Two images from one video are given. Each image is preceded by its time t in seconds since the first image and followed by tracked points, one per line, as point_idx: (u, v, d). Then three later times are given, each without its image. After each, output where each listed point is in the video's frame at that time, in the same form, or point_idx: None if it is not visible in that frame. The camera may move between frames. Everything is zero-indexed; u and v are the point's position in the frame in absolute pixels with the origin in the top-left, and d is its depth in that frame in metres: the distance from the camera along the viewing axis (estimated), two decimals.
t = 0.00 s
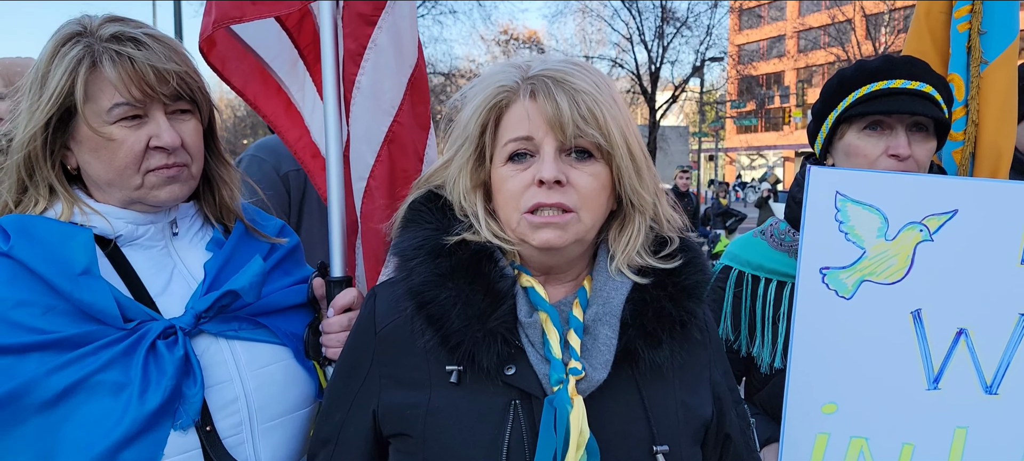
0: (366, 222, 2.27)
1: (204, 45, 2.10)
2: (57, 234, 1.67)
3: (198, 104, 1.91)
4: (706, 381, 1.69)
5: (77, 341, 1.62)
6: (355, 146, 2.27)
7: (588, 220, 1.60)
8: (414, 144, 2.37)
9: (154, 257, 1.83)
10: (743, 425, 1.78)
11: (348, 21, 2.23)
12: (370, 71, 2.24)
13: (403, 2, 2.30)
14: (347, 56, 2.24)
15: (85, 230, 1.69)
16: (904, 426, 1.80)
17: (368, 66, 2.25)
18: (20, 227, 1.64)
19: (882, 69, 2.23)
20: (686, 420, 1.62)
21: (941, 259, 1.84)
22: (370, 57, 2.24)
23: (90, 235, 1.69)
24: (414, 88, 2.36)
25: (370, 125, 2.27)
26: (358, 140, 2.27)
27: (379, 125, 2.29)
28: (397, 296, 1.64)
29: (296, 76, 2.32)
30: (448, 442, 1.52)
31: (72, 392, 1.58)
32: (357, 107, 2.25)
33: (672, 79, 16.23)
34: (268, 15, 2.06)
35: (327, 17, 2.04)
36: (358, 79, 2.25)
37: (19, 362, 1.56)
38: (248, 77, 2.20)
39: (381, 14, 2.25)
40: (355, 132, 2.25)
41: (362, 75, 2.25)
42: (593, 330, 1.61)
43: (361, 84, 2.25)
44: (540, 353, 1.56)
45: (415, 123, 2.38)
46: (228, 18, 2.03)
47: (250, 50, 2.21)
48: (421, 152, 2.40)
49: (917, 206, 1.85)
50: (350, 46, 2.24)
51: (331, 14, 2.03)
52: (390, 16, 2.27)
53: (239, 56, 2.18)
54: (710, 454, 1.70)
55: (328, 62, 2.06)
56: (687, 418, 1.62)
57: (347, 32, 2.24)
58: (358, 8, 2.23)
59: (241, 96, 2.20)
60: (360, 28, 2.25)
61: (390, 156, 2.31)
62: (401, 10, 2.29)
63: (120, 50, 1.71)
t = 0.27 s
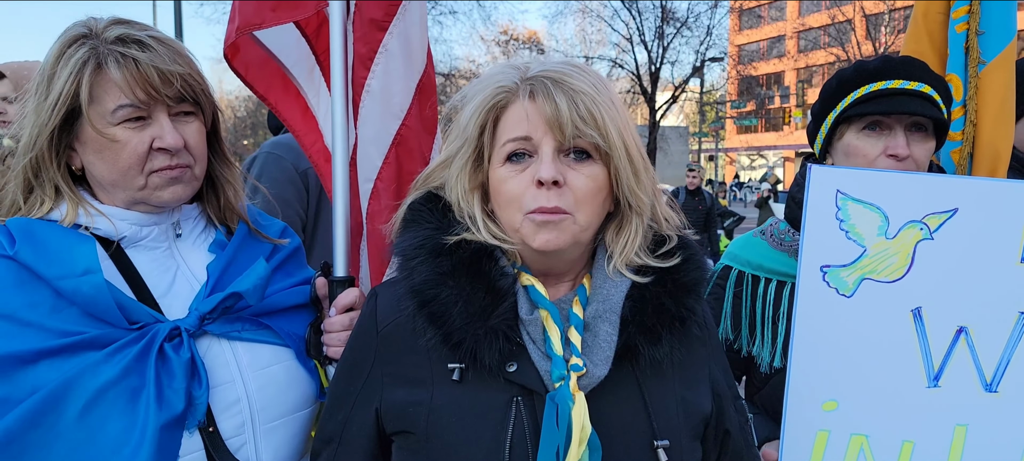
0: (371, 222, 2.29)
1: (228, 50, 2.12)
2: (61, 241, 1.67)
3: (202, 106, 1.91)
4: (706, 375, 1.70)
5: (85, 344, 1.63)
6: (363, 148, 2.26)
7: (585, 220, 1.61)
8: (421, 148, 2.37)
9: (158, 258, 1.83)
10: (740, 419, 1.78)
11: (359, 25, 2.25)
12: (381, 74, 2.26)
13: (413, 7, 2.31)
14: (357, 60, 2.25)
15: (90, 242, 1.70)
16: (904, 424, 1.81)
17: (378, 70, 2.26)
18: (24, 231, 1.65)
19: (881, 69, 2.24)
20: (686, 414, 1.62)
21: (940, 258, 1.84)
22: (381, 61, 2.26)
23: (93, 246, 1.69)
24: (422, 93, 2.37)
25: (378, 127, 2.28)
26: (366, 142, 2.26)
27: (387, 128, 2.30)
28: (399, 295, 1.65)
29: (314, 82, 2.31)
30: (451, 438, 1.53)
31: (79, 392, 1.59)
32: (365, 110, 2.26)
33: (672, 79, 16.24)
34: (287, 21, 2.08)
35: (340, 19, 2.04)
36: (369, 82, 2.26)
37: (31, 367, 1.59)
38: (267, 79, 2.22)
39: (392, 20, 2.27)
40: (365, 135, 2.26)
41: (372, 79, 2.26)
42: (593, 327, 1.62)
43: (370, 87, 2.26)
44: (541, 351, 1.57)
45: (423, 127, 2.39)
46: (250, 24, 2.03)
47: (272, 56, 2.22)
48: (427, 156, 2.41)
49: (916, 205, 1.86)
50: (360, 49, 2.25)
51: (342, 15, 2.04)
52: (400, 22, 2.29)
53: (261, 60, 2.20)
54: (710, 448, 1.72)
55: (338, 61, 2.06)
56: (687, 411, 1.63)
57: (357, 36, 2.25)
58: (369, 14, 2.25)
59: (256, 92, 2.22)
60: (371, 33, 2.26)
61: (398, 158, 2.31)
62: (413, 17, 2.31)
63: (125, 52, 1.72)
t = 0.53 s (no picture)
0: (371, 223, 2.29)
1: (261, 58, 2.16)
2: (63, 241, 1.67)
3: (203, 108, 1.92)
4: (705, 379, 1.70)
5: (90, 342, 1.63)
6: (364, 150, 2.27)
7: (578, 220, 1.61)
8: (420, 149, 2.38)
9: (160, 260, 1.83)
10: (740, 420, 1.78)
11: (359, 29, 2.26)
12: (379, 77, 2.26)
13: (412, 9, 2.32)
14: (357, 62, 2.26)
15: (91, 242, 1.70)
16: (905, 424, 1.82)
17: (377, 73, 2.27)
18: (27, 231, 1.65)
19: (881, 71, 2.24)
20: (685, 415, 1.63)
21: (940, 258, 1.85)
22: (380, 63, 2.27)
23: (95, 246, 1.69)
24: (421, 95, 2.38)
25: (378, 129, 2.28)
26: (366, 144, 2.27)
27: (387, 131, 2.30)
28: (400, 298, 1.66)
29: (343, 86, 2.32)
30: (452, 439, 1.54)
31: (82, 391, 1.60)
32: (364, 112, 2.26)
33: (671, 80, 16.26)
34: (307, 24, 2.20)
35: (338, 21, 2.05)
36: (368, 85, 2.27)
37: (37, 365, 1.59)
38: (299, 85, 2.26)
39: (391, 23, 2.28)
40: (365, 137, 2.26)
41: (371, 82, 2.27)
42: (593, 329, 1.62)
43: (370, 90, 2.26)
44: (542, 353, 1.57)
45: (422, 129, 2.39)
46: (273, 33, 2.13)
47: (305, 62, 2.25)
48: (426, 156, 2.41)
49: (916, 205, 1.87)
50: (358, 52, 2.26)
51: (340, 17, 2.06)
52: (399, 25, 2.30)
53: (293, 66, 2.23)
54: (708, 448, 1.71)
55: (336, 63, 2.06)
56: (686, 413, 1.63)
57: (357, 39, 2.26)
58: (369, 16, 2.26)
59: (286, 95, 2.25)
60: (371, 35, 2.27)
61: (397, 159, 2.31)
62: (411, 20, 2.32)
63: (127, 54, 1.72)
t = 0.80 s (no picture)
0: (365, 224, 2.31)
1: (246, 57, 2.19)
2: (63, 244, 1.68)
3: (202, 111, 1.92)
4: (701, 372, 1.71)
5: (92, 344, 1.64)
6: (354, 152, 2.29)
7: (573, 221, 1.62)
8: (413, 149, 2.39)
9: (160, 262, 1.84)
10: (739, 424, 1.78)
11: (347, 30, 2.24)
12: (367, 77, 2.25)
13: (399, 7, 2.28)
14: (345, 64, 2.26)
15: (91, 244, 1.71)
16: (902, 424, 1.83)
17: (365, 73, 2.26)
18: (27, 233, 1.66)
19: (879, 72, 2.25)
20: (683, 414, 1.63)
21: (937, 259, 1.86)
22: (367, 64, 2.26)
23: (94, 248, 1.70)
24: (411, 94, 2.37)
25: (369, 131, 2.29)
26: (356, 145, 2.28)
27: (376, 131, 2.30)
28: (400, 296, 1.66)
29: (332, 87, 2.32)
30: (449, 435, 1.55)
31: (84, 393, 1.61)
32: (354, 114, 2.26)
33: (671, 81, 16.28)
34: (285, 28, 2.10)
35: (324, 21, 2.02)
36: (357, 86, 2.26)
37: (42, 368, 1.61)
38: (286, 86, 2.28)
39: (378, 23, 2.25)
40: (354, 137, 2.27)
41: (360, 83, 2.26)
42: (590, 326, 1.63)
43: (358, 91, 2.26)
44: (539, 349, 1.58)
45: (414, 129, 2.39)
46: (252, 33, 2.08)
47: (293, 63, 2.27)
48: (418, 156, 2.42)
49: (911, 207, 1.87)
50: (346, 54, 2.25)
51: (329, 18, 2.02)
52: (386, 25, 2.27)
53: (280, 66, 2.26)
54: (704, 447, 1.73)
55: (326, 69, 2.06)
56: (684, 411, 1.64)
57: (346, 41, 2.25)
58: (356, 17, 2.23)
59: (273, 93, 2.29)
60: (357, 36, 2.24)
61: (387, 160, 2.33)
62: (399, 19, 2.28)
63: (127, 58, 1.73)
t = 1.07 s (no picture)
0: (359, 222, 2.30)
1: (212, 66, 2.15)
2: (52, 242, 1.68)
3: (192, 108, 1.91)
4: (697, 372, 1.70)
5: (84, 344, 1.63)
6: (347, 150, 2.29)
7: (572, 227, 1.61)
8: (406, 148, 2.39)
9: (150, 261, 1.83)
10: (738, 425, 1.77)
11: (337, 29, 2.25)
12: (360, 76, 2.26)
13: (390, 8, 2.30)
14: (336, 63, 2.25)
15: (82, 243, 1.70)
16: (901, 425, 1.82)
17: (357, 72, 2.26)
18: (17, 233, 1.65)
19: (881, 73, 2.25)
20: (678, 412, 1.63)
21: (936, 259, 1.86)
22: (359, 63, 2.26)
23: (84, 247, 1.69)
24: (401, 93, 2.37)
25: (361, 131, 2.29)
26: (349, 143, 2.29)
27: (369, 129, 2.30)
28: (394, 298, 1.65)
29: (297, 87, 2.29)
30: (442, 434, 1.54)
31: (76, 392, 1.61)
32: (347, 113, 2.26)
33: (670, 82, 16.27)
34: (264, 28, 2.03)
35: (313, 19, 2.02)
36: (349, 84, 2.27)
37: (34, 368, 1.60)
38: (245, 85, 2.22)
39: (369, 23, 2.26)
40: (347, 136, 2.28)
41: (351, 81, 2.26)
42: (583, 327, 1.62)
43: (350, 89, 2.26)
44: (531, 350, 1.57)
45: (405, 127, 2.39)
46: (228, 32, 1.99)
47: (250, 62, 2.20)
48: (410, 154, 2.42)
49: (911, 206, 1.87)
50: (337, 53, 2.25)
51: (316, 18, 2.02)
52: (378, 24, 2.27)
53: (247, 72, 2.21)
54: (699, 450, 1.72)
55: (316, 71, 2.05)
56: (679, 410, 1.64)
57: (335, 39, 2.25)
58: (346, 17, 2.24)
59: (241, 100, 2.25)
60: (348, 35, 2.25)
61: (381, 157, 2.32)
62: (390, 21, 2.29)
63: (117, 54, 1.73)
